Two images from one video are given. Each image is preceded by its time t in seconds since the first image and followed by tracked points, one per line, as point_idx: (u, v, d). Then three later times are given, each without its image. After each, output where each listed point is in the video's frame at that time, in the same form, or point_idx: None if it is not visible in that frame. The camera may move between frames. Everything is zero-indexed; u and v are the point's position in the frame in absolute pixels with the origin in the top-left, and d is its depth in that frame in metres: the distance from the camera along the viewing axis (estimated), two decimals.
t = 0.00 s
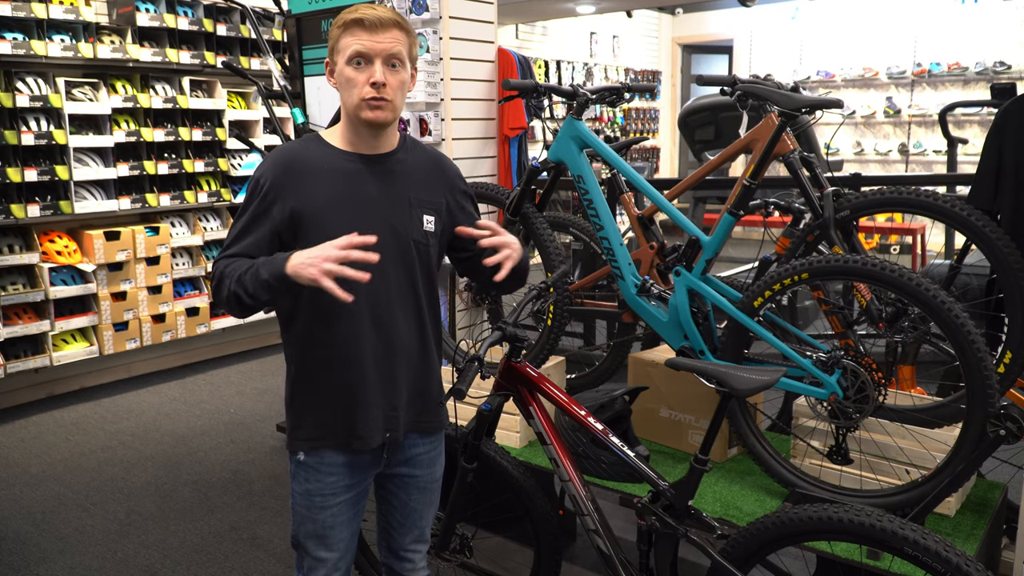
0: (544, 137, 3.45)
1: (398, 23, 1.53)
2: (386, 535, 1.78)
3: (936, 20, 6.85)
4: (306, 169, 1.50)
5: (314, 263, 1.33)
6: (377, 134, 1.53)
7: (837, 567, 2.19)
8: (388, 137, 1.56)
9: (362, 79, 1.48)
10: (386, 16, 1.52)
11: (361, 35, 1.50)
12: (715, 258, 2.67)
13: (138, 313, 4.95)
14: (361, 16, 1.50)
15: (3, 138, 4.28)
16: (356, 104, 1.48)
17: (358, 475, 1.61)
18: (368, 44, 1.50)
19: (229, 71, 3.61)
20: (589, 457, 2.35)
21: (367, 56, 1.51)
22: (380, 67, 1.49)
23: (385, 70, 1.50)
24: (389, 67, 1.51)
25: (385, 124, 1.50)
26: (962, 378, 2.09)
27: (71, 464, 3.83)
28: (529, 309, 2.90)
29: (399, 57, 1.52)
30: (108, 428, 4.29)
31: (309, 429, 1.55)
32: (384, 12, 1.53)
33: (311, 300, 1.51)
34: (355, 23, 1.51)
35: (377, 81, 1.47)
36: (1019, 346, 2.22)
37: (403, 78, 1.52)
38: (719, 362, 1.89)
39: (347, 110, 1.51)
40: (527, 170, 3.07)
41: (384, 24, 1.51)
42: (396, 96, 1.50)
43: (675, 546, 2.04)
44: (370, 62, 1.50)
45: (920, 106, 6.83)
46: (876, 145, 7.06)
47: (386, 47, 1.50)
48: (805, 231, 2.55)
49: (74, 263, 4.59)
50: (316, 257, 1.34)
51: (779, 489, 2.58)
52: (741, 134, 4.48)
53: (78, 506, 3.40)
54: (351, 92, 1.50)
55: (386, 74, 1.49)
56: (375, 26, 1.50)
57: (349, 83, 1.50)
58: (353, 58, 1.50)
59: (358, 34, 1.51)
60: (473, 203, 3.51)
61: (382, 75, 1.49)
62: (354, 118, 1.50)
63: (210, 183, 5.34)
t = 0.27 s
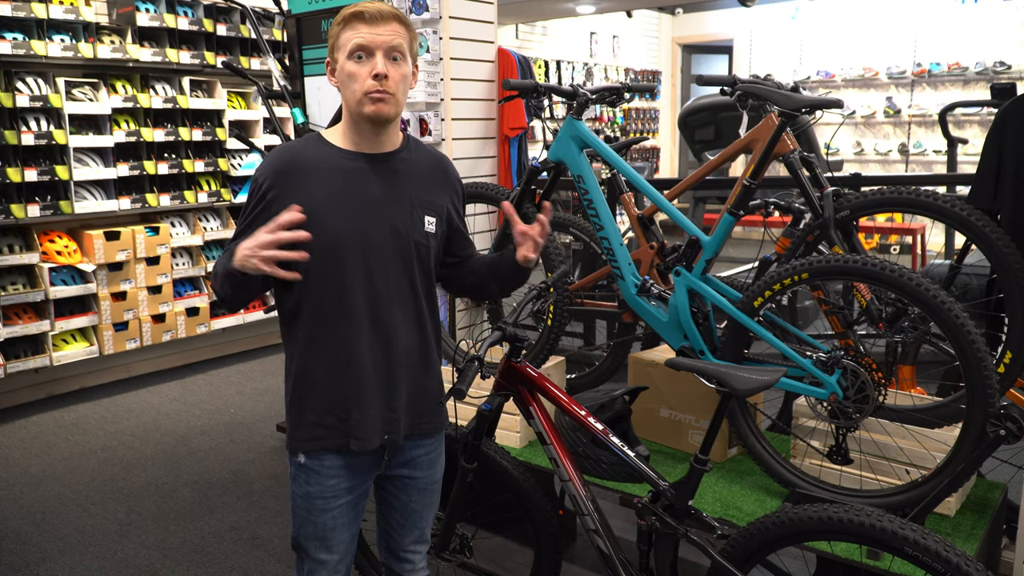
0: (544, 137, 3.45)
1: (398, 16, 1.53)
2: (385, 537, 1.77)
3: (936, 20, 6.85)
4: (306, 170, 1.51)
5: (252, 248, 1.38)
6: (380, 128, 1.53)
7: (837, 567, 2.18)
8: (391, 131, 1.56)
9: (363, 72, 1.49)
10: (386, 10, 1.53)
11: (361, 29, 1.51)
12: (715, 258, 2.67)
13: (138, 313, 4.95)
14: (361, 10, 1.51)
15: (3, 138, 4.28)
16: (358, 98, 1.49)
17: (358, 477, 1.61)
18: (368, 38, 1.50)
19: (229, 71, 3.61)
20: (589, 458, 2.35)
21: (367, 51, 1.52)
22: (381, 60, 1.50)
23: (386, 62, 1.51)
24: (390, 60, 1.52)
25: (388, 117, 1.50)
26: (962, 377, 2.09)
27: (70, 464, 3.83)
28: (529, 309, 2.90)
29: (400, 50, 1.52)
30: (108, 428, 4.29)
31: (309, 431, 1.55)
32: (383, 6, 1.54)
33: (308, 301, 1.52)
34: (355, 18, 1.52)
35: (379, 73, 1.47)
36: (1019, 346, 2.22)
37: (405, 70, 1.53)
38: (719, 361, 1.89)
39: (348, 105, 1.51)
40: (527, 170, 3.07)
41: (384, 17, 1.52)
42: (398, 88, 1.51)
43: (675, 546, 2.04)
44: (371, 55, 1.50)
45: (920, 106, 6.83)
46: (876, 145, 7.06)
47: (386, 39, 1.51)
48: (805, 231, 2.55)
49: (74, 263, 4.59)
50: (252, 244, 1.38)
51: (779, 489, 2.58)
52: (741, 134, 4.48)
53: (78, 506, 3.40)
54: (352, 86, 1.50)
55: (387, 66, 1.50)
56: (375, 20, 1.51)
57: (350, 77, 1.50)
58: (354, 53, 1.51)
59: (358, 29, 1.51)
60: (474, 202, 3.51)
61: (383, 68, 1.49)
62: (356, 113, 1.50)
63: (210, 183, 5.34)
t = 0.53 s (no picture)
0: (544, 138, 3.45)
1: (405, 29, 1.51)
2: (384, 539, 1.77)
3: (936, 20, 6.85)
4: (307, 171, 1.51)
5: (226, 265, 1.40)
6: (381, 142, 1.54)
7: (837, 567, 2.18)
8: (392, 142, 1.56)
9: (366, 88, 1.48)
10: (393, 24, 1.50)
11: (366, 42, 1.49)
12: (715, 258, 2.67)
13: (138, 313, 4.95)
14: (367, 23, 1.49)
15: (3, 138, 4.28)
16: (360, 113, 1.49)
17: (356, 480, 1.61)
18: (373, 53, 1.49)
19: (229, 71, 3.61)
20: (589, 458, 2.35)
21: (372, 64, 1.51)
22: (384, 77, 1.49)
23: (389, 79, 1.50)
24: (394, 76, 1.50)
25: (389, 134, 1.51)
26: (962, 377, 2.09)
27: (71, 463, 3.83)
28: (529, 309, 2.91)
29: (405, 65, 1.51)
30: (108, 428, 4.30)
31: (306, 433, 1.55)
32: (390, 18, 1.51)
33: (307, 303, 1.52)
34: (360, 30, 1.49)
35: (381, 92, 1.47)
36: (1019, 346, 2.22)
37: (408, 86, 1.52)
38: (720, 362, 1.89)
39: (350, 118, 1.51)
40: (527, 170, 3.07)
41: (390, 31, 1.50)
42: (401, 105, 1.50)
43: (675, 546, 2.04)
44: (374, 70, 1.49)
45: (920, 106, 6.83)
46: (876, 145, 7.06)
47: (391, 55, 1.50)
48: (805, 231, 2.55)
49: (74, 263, 4.59)
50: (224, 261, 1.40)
51: (779, 490, 2.58)
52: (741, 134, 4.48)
53: (78, 506, 3.40)
54: (355, 100, 1.50)
55: (390, 84, 1.49)
56: (381, 34, 1.49)
57: (353, 90, 1.50)
58: (358, 65, 1.50)
59: (363, 41, 1.50)
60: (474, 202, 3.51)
61: (386, 85, 1.48)
62: (357, 127, 1.51)
63: (210, 183, 5.34)
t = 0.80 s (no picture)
0: (544, 138, 3.45)
1: (405, 34, 1.51)
2: (383, 540, 1.77)
3: (936, 20, 6.85)
4: (305, 171, 1.51)
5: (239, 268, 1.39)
6: (380, 145, 1.54)
7: (837, 567, 2.18)
8: (390, 145, 1.56)
9: (365, 92, 1.48)
10: (392, 28, 1.50)
11: (365, 46, 1.49)
12: (715, 258, 2.67)
13: (138, 313, 4.95)
14: (368, 27, 1.49)
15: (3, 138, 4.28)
16: (358, 117, 1.48)
17: (355, 481, 1.61)
18: (373, 57, 1.48)
19: (229, 71, 3.61)
20: (589, 458, 2.35)
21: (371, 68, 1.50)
22: (383, 81, 1.49)
23: (388, 84, 1.50)
24: (392, 80, 1.50)
25: (387, 138, 1.51)
26: (962, 377, 2.09)
27: (71, 463, 3.83)
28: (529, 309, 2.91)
29: (404, 70, 1.51)
30: (108, 428, 4.29)
31: (304, 434, 1.55)
32: (390, 22, 1.51)
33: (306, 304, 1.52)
34: (360, 34, 1.49)
35: (380, 97, 1.47)
36: (1019, 346, 2.22)
37: (407, 91, 1.52)
38: (720, 362, 1.89)
39: (348, 121, 1.51)
40: (527, 170, 3.07)
41: (390, 35, 1.50)
42: (399, 110, 1.50)
43: (675, 546, 2.04)
44: (373, 74, 1.49)
45: (920, 106, 6.83)
46: (876, 145, 7.06)
47: (391, 60, 1.49)
48: (805, 231, 2.55)
49: (74, 263, 4.59)
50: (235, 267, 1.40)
51: (779, 490, 2.58)
52: (741, 134, 4.48)
53: (78, 506, 3.40)
54: (353, 104, 1.49)
55: (389, 88, 1.49)
56: (380, 38, 1.49)
57: (352, 95, 1.50)
58: (357, 69, 1.49)
59: (363, 45, 1.49)
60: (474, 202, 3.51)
61: (385, 90, 1.48)
62: (355, 130, 1.51)
63: (210, 183, 5.34)
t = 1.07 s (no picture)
0: (544, 137, 3.45)
1: (406, 36, 1.51)
2: (383, 542, 1.77)
3: (936, 20, 6.85)
4: (302, 172, 1.50)
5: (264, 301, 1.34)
6: (378, 145, 1.54)
7: (837, 567, 2.18)
8: (389, 146, 1.56)
9: (365, 92, 1.48)
10: (394, 29, 1.50)
11: (367, 47, 1.49)
12: (716, 258, 2.67)
13: (138, 313, 4.95)
14: (370, 27, 1.49)
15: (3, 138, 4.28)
16: (356, 118, 1.48)
17: (356, 484, 1.61)
18: (374, 58, 1.48)
19: (229, 71, 3.61)
20: (589, 458, 2.35)
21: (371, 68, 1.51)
22: (384, 83, 1.49)
23: (389, 85, 1.50)
24: (393, 82, 1.50)
25: (386, 140, 1.51)
26: (962, 377, 2.09)
27: (70, 463, 3.83)
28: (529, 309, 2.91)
29: (404, 72, 1.51)
30: (108, 428, 4.29)
31: (304, 437, 1.55)
32: (392, 23, 1.51)
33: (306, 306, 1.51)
34: (362, 34, 1.49)
35: (380, 98, 1.47)
36: (1019, 346, 2.22)
37: (407, 93, 1.52)
38: (720, 361, 1.89)
39: (347, 121, 1.51)
40: (527, 170, 3.07)
41: (392, 37, 1.50)
42: (399, 112, 1.50)
43: (675, 546, 2.04)
44: (374, 75, 1.49)
45: (920, 106, 6.83)
46: (876, 145, 7.06)
47: (392, 61, 1.50)
48: (805, 231, 2.55)
49: (74, 263, 4.59)
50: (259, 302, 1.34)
51: (779, 490, 2.58)
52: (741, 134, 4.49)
53: (78, 506, 3.40)
54: (353, 104, 1.49)
55: (389, 90, 1.49)
56: (382, 39, 1.49)
57: (351, 94, 1.50)
58: (357, 69, 1.49)
59: (364, 45, 1.49)
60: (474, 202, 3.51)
61: (385, 91, 1.48)
62: (354, 130, 1.50)
63: (210, 183, 5.34)
